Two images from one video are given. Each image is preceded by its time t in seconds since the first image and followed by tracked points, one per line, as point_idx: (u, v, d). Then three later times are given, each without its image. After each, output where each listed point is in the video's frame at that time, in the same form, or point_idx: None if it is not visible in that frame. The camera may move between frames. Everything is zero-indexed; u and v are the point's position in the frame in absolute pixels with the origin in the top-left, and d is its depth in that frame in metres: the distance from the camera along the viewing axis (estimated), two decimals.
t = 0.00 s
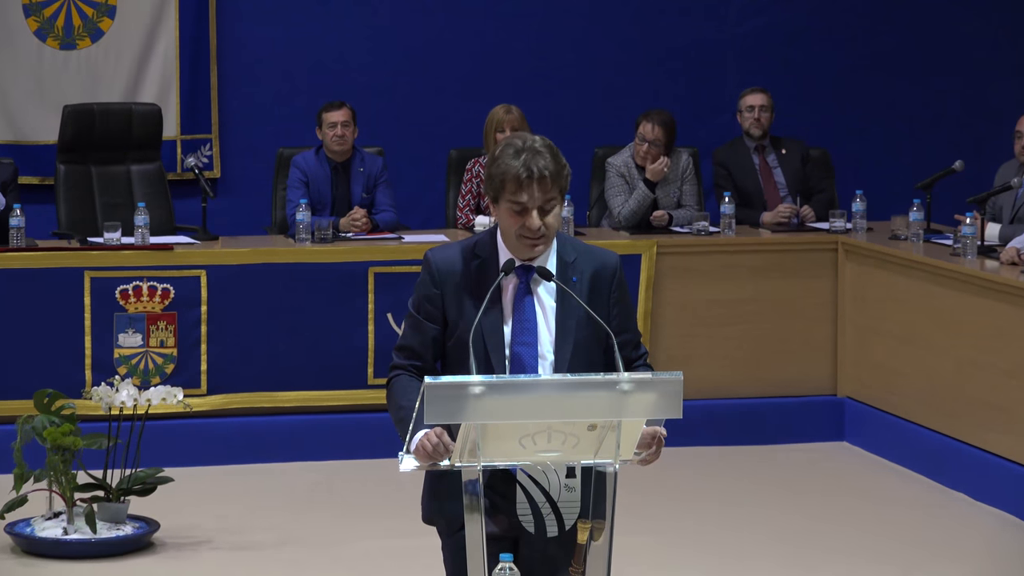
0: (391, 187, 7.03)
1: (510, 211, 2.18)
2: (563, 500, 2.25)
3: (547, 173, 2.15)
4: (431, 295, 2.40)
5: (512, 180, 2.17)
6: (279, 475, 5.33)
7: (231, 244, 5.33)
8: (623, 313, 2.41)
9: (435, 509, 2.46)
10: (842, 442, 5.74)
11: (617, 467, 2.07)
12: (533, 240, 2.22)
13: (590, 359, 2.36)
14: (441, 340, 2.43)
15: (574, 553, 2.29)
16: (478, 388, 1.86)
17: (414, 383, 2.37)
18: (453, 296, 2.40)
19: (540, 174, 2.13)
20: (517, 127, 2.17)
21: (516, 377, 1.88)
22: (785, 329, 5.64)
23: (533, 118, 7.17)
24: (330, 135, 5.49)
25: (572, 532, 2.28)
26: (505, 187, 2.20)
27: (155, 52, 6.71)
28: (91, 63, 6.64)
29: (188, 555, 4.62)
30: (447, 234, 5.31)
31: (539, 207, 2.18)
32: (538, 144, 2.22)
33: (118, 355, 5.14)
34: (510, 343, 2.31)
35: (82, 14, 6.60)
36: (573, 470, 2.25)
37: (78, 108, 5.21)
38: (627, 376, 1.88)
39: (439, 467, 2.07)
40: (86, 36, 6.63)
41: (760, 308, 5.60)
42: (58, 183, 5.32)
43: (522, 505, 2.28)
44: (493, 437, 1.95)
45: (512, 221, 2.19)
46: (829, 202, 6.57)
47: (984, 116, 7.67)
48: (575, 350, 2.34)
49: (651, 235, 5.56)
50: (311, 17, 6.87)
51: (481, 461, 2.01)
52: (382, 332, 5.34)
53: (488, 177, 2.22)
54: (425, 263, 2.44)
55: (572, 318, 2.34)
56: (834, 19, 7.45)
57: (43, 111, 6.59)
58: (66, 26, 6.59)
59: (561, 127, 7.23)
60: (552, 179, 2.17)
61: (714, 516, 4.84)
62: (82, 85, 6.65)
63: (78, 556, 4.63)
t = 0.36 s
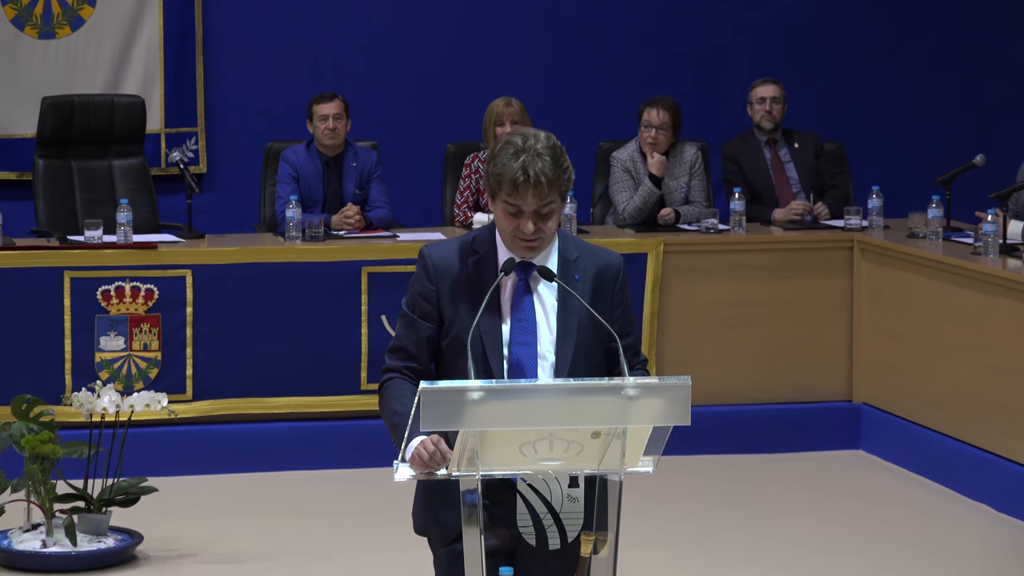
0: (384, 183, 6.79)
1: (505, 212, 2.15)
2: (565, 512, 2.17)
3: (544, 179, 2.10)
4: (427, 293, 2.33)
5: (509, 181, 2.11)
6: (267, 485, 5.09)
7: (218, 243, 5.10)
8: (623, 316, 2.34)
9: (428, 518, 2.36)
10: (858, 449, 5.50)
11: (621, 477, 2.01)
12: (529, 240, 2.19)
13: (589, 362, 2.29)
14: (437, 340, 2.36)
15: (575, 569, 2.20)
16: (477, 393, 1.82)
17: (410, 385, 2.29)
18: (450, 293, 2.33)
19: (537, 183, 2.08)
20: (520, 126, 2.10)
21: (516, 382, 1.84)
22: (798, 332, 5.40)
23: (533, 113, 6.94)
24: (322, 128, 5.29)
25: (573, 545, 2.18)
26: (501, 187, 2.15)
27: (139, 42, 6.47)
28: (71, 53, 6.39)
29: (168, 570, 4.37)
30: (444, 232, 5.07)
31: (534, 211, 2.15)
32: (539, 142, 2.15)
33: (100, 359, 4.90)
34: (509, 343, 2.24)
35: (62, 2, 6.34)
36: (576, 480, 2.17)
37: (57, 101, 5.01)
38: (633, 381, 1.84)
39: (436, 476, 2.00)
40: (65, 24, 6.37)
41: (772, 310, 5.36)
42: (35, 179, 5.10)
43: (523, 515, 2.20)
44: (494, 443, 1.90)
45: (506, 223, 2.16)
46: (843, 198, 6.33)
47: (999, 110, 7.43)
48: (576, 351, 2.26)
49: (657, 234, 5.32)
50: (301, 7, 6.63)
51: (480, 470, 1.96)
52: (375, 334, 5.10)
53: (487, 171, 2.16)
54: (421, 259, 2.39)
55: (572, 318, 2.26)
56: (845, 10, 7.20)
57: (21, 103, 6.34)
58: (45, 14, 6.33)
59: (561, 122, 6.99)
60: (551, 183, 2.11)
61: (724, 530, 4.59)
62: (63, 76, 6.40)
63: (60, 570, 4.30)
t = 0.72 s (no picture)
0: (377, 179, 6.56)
1: (504, 209, 2.21)
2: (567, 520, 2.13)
3: (543, 175, 2.16)
4: (419, 292, 2.41)
5: (507, 179, 2.17)
6: (255, 494, 4.86)
7: (204, 241, 4.87)
8: (621, 310, 2.39)
9: (423, 525, 2.36)
10: (874, 458, 5.26)
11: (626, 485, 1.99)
12: (528, 235, 2.26)
13: (583, 358, 2.36)
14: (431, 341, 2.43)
15: None
16: (476, 399, 1.81)
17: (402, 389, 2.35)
18: (444, 293, 2.40)
19: (536, 180, 2.15)
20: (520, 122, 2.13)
21: (517, 387, 1.83)
22: (813, 334, 5.16)
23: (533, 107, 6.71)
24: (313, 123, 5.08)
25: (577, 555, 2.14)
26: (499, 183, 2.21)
27: (121, 32, 6.26)
28: (49, 43, 6.18)
29: None
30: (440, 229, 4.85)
31: (532, 207, 2.21)
32: (537, 137, 2.20)
33: (80, 364, 4.67)
34: (505, 345, 2.32)
35: None
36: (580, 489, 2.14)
37: (35, 92, 4.82)
38: (636, 386, 1.84)
39: (432, 485, 2.00)
40: (43, 13, 6.15)
41: (785, 311, 5.13)
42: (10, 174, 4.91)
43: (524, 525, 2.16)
44: (492, 451, 1.88)
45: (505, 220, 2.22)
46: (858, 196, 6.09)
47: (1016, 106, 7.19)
48: (567, 348, 2.34)
49: (664, 231, 5.09)
50: None
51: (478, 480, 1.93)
52: (368, 337, 4.87)
53: (485, 168, 2.22)
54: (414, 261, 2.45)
55: (564, 316, 2.34)
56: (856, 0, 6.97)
57: None
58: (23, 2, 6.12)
59: (561, 116, 6.76)
60: (550, 179, 2.18)
61: (734, 542, 4.35)
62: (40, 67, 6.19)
63: None
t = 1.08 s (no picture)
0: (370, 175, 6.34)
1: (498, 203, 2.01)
2: (570, 534, 1.89)
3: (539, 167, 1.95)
4: (410, 292, 2.18)
5: (500, 171, 1.97)
6: (242, 505, 4.63)
7: (190, 240, 4.65)
8: (622, 311, 2.18)
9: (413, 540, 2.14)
10: (891, 466, 5.03)
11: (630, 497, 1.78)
12: (525, 234, 2.05)
13: (581, 362, 2.15)
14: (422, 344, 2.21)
15: None
16: (474, 405, 1.59)
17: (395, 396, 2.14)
18: (437, 293, 2.18)
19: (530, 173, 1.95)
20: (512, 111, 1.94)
21: (519, 392, 1.62)
22: (827, 338, 4.93)
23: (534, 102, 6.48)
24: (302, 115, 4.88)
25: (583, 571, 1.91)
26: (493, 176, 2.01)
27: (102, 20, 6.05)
28: (28, 31, 5.98)
29: None
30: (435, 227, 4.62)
31: (528, 202, 2.00)
32: (534, 127, 2.00)
33: (59, 368, 4.45)
34: (499, 347, 2.12)
35: None
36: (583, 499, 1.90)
37: (12, 84, 4.70)
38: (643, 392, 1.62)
39: (428, 495, 1.80)
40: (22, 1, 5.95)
41: (798, 313, 4.90)
42: None
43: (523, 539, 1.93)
44: (491, 460, 1.67)
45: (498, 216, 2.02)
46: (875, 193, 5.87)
47: None
48: (563, 351, 2.13)
49: (671, 228, 4.86)
50: None
51: (478, 488, 1.72)
52: (361, 341, 4.64)
53: (479, 160, 2.02)
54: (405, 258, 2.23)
55: (560, 316, 2.13)
56: None
57: None
58: None
59: (563, 112, 6.54)
60: (547, 173, 1.97)
61: (746, 556, 4.12)
62: (18, 55, 5.98)
63: None
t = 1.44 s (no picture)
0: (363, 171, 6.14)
1: (493, 198, 1.83)
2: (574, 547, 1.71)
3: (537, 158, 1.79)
4: (401, 292, 2.01)
5: (496, 164, 1.80)
6: (228, 515, 4.41)
7: (174, 238, 4.44)
8: (625, 310, 2.02)
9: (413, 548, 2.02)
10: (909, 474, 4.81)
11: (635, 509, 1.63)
12: (522, 232, 1.88)
13: (580, 365, 1.99)
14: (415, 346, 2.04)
15: None
16: (472, 410, 1.48)
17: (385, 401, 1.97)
18: (429, 293, 2.01)
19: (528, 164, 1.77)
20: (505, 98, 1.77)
21: (519, 396, 1.51)
22: (843, 340, 4.71)
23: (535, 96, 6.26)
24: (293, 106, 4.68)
25: None
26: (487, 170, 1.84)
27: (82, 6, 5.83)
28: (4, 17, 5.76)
29: None
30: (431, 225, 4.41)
31: (527, 196, 1.83)
32: (530, 116, 1.83)
33: (36, 372, 4.24)
34: (494, 349, 1.95)
35: None
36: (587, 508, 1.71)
37: None
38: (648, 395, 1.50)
39: (425, 506, 1.68)
40: None
41: (811, 314, 4.69)
42: None
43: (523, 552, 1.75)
44: (490, 468, 1.55)
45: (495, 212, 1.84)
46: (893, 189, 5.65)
47: None
48: (563, 352, 1.96)
49: (679, 225, 4.65)
50: None
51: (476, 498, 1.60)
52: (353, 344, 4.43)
53: (470, 154, 1.85)
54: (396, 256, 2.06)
55: (558, 317, 1.97)
56: None
57: None
58: None
59: (565, 107, 6.32)
60: (545, 163, 1.80)
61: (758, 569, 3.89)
62: None
63: None
